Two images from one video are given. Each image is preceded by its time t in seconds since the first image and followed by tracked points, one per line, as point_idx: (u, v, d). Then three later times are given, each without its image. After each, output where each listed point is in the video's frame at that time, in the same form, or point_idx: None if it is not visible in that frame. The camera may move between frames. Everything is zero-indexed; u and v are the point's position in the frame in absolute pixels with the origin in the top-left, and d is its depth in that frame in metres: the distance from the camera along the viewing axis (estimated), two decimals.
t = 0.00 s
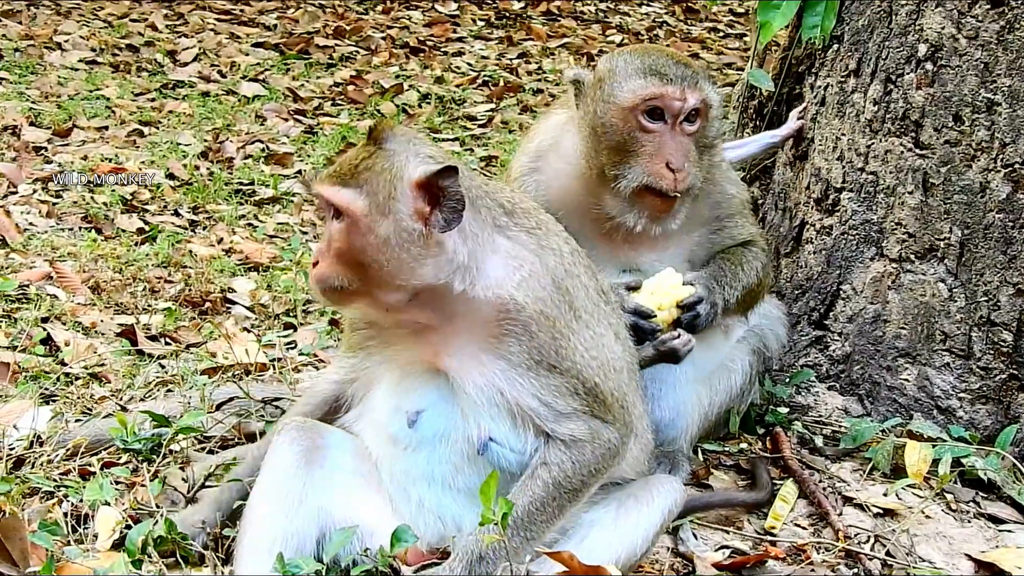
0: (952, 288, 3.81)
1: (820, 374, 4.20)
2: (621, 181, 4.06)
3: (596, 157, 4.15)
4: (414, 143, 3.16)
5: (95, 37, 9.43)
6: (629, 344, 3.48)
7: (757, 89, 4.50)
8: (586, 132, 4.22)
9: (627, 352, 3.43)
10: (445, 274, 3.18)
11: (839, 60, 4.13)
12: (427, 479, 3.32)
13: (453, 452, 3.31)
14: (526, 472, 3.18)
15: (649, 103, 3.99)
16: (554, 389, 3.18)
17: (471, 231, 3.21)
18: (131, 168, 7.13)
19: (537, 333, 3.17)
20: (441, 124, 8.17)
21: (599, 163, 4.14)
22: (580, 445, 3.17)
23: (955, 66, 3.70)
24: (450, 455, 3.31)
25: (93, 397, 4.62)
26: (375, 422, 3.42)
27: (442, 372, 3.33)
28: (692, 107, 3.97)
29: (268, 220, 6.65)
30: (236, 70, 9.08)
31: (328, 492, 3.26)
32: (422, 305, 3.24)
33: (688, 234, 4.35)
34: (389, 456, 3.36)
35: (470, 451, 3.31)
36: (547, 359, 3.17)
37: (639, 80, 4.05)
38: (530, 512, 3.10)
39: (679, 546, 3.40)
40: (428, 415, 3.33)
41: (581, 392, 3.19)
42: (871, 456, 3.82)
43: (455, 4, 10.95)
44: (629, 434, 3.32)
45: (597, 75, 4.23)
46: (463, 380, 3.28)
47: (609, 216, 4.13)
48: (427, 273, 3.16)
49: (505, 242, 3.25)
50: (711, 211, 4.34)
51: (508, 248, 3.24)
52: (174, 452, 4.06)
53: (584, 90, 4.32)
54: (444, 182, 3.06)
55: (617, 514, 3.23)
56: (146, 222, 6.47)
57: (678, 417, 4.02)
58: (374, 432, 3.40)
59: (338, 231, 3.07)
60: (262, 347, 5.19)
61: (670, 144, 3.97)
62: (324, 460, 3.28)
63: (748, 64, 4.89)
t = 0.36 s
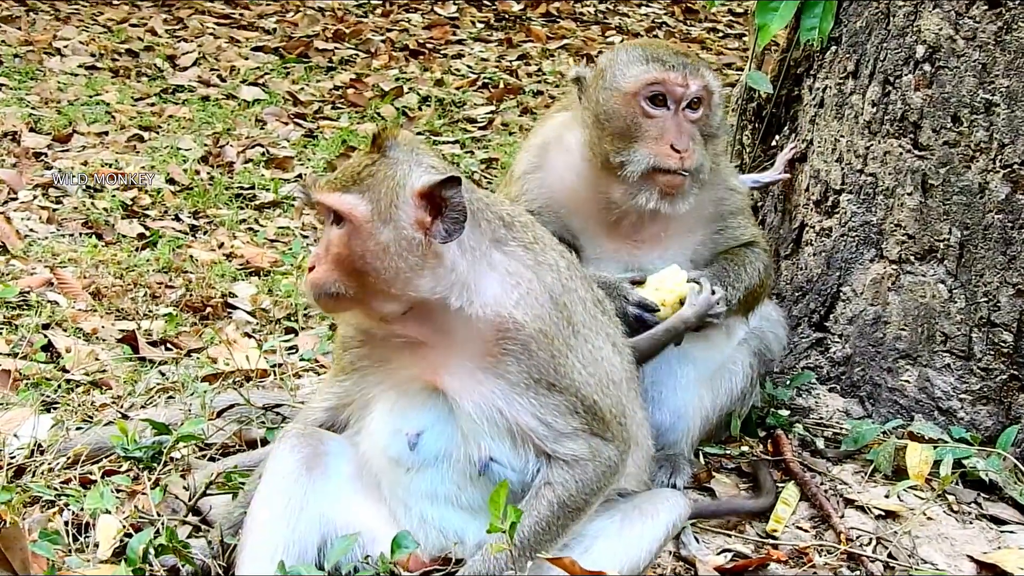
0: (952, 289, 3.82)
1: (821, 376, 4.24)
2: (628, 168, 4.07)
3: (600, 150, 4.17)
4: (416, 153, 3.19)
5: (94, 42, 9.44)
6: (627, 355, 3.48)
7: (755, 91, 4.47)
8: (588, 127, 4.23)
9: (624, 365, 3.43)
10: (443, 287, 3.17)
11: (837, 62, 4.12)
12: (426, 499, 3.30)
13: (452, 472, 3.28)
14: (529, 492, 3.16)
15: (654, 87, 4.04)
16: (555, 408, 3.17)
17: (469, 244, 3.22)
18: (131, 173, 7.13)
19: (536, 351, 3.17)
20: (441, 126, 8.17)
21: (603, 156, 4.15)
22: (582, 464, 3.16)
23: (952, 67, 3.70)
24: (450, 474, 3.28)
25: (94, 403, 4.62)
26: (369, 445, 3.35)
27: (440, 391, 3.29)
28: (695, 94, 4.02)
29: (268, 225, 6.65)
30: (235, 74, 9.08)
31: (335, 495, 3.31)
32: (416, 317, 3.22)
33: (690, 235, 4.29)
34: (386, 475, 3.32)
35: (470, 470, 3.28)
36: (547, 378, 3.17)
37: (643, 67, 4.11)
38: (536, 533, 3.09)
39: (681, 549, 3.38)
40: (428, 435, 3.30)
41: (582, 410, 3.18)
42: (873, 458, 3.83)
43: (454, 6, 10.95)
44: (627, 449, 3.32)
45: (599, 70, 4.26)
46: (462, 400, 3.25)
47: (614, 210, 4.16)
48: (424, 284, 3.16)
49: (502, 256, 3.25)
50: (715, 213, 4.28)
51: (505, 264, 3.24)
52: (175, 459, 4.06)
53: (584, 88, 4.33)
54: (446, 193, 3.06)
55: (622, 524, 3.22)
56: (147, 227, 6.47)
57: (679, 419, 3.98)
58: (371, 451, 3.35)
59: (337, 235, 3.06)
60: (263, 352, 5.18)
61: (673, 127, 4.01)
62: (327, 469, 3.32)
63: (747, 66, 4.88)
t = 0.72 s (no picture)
0: (948, 294, 3.83)
1: (817, 383, 4.23)
2: (648, 165, 4.08)
3: (611, 153, 4.18)
4: (410, 164, 3.19)
5: (91, 52, 9.44)
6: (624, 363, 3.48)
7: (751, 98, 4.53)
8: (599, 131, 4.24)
9: (621, 373, 3.43)
10: (438, 298, 3.17)
11: (832, 68, 4.14)
12: (425, 508, 3.30)
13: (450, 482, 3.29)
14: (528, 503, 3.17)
15: (666, 88, 4.07)
16: (552, 420, 3.17)
17: (464, 254, 3.22)
18: (128, 183, 7.14)
19: (533, 362, 3.17)
20: (438, 135, 8.18)
21: (614, 160, 4.17)
22: (579, 474, 3.16)
23: (948, 73, 3.71)
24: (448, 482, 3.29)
25: (91, 413, 4.62)
26: (368, 456, 3.35)
27: (436, 403, 3.28)
28: (707, 94, 4.05)
29: (265, 233, 6.65)
30: (232, 83, 9.08)
31: (332, 502, 3.32)
32: (411, 330, 3.22)
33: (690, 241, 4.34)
34: (384, 486, 3.32)
35: (467, 480, 3.29)
36: (543, 389, 3.16)
37: (653, 67, 4.12)
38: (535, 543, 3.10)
39: (679, 556, 3.39)
40: (426, 446, 3.29)
41: (579, 420, 3.18)
42: (870, 464, 3.84)
43: (450, 15, 10.97)
44: (624, 458, 3.32)
45: (604, 74, 4.27)
46: (459, 411, 3.24)
47: (626, 214, 4.19)
48: (418, 295, 3.16)
49: (496, 267, 3.25)
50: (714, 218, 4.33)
51: (500, 274, 3.24)
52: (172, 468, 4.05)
53: (590, 94, 4.34)
54: (439, 206, 3.08)
55: (621, 535, 3.23)
56: (143, 237, 6.47)
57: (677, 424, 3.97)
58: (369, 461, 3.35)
59: (332, 249, 3.08)
60: (260, 362, 5.18)
61: (688, 125, 4.04)
62: (323, 477, 3.32)
63: (742, 73, 4.90)
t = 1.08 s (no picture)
0: (943, 299, 3.84)
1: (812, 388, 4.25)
2: (668, 183, 3.99)
3: (630, 168, 4.08)
4: (400, 172, 3.18)
5: (85, 59, 9.43)
6: (618, 369, 3.48)
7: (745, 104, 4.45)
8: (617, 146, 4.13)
9: (616, 379, 3.43)
10: (429, 305, 3.18)
11: (826, 73, 4.17)
12: (422, 514, 3.30)
13: (446, 488, 3.28)
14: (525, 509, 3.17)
15: (692, 103, 3.96)
16: (547, 426, 3.17)
17: (456, 261, 3.23)
18: (122, 190, 7.13)
19: (526, 368, 3.16)
20: (433, 141, 8.18)
21: (634, 175, 4.07)
22: (575, 480, 3.16)
23: (941, 77, 3.72)
24: (444, 488, 3.28)
25: (86, 421, 4.61)
26: (363, 464, 3.34)
27: (430, 410, 3.27)
28: (727, 105, 3.98)
29: (260, 240, 6.64)
30: (226, 90, 9.08)
31: (329, 509, 3.33)
32: (403, 337, 3.22)
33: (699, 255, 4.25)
34: (379, 492, 3.31)
35: (463, 486, 3.28)
36: (538, 395, 3.16)
37: (674, 82, 4.01)
38: (531, 550, 3.12)
39: (676, 562, 3.41)
40: (420, 453, 3.29)
41: (574, 426, 3.18)
42: (865, 469, 3.85)
43: (444, 21, 10.98)
44: (620, 464, 3.31)
45: (621, 88, 4.18)
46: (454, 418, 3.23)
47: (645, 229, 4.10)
48: (409, 303, 3.16)
49: (489, 274, 3.25)
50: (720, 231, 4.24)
51: (492, 281, 3.24)
52: (167, 476, 4.04)
53: (606, 106, 4.24)
54: (427, 214, 3.06)
55: (618, 543, 3.21)
56: (138, 244, 6.46)
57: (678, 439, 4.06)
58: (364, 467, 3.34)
59: (322, 257, 3.08)
60: (255, 368, 5.17)
61: (712, 142, 3.94)
62: (318, 485, 3.33)
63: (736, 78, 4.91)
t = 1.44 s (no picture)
0: (938, 305, 3.87)
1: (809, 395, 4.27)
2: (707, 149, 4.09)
3: (653, 146, 4.12)
4: (405, 176, 3.23)
5: (80, 68, 9.44)
6: (613, 375, 3.48)
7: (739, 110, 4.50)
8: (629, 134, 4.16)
9: (611, 386, 3.43)
10: (425, 310, 3.19)
11: (822, 80, 4.16)
12: (418, 523, 3.29)
13: (440, 496, 3.28)
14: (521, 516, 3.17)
15: (706, 70, 4.13)
16: (542, 432, 3.17)
17: (455, 266, 3.24)
18: (118, 199, 7.12)
19: (521, 373, 3.16)
20: (428, 149, 8.19)
21: (656, 155, 4.13)
22: (571, 487, 3.16)
23: (937, 84, 3.75)
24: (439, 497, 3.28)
25: (82, 429, 4.60)
26: (357, 473, 3.33)
27: (426, 417, 3.27)
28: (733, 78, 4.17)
29: (256, 248, 6.64)
30: (222, 98, 9.08)
31: (323, 518, 3.32)
32: (398, 340, 3.23)
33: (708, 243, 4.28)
34: (374, 501, 3.30)
35: (458, 495, 3.28)
36: (533, 401, 3.16)
37: (685, 56, 4.13)
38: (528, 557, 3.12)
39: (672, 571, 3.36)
40: (415, 462, 3.28)
41: (570, 433, 3.18)
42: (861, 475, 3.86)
43: (440, 29, 11.00)
44: (616, 471, 3.31)
45: (634, 76, 4.14)
46: (449, 425, 3.23)
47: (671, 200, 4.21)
48: (405, 305, 3.17)
49: (486, 279, 3.26)
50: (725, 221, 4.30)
51: (489, 286, 3.25)
52: (164, 484, 4.03)
53: (620, 101, 4.13)
54: (433, 215, 3.10)
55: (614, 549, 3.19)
56: (134, 252, 6.46)
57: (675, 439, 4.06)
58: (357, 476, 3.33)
59: (322, 253, 3.10)
60: (251, 377, 5.17)
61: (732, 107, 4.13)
62: (314, 493, 3.32)
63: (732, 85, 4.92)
